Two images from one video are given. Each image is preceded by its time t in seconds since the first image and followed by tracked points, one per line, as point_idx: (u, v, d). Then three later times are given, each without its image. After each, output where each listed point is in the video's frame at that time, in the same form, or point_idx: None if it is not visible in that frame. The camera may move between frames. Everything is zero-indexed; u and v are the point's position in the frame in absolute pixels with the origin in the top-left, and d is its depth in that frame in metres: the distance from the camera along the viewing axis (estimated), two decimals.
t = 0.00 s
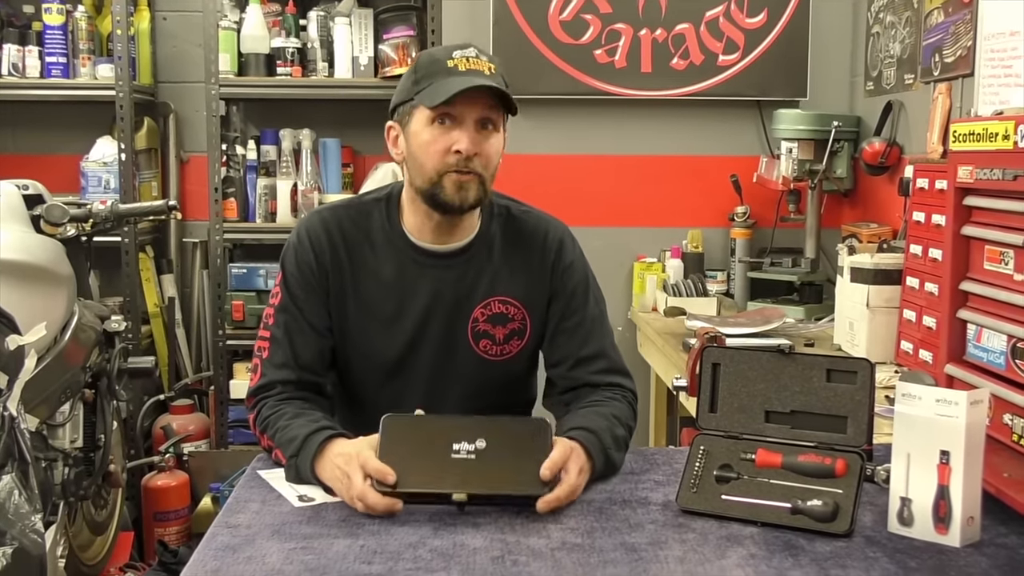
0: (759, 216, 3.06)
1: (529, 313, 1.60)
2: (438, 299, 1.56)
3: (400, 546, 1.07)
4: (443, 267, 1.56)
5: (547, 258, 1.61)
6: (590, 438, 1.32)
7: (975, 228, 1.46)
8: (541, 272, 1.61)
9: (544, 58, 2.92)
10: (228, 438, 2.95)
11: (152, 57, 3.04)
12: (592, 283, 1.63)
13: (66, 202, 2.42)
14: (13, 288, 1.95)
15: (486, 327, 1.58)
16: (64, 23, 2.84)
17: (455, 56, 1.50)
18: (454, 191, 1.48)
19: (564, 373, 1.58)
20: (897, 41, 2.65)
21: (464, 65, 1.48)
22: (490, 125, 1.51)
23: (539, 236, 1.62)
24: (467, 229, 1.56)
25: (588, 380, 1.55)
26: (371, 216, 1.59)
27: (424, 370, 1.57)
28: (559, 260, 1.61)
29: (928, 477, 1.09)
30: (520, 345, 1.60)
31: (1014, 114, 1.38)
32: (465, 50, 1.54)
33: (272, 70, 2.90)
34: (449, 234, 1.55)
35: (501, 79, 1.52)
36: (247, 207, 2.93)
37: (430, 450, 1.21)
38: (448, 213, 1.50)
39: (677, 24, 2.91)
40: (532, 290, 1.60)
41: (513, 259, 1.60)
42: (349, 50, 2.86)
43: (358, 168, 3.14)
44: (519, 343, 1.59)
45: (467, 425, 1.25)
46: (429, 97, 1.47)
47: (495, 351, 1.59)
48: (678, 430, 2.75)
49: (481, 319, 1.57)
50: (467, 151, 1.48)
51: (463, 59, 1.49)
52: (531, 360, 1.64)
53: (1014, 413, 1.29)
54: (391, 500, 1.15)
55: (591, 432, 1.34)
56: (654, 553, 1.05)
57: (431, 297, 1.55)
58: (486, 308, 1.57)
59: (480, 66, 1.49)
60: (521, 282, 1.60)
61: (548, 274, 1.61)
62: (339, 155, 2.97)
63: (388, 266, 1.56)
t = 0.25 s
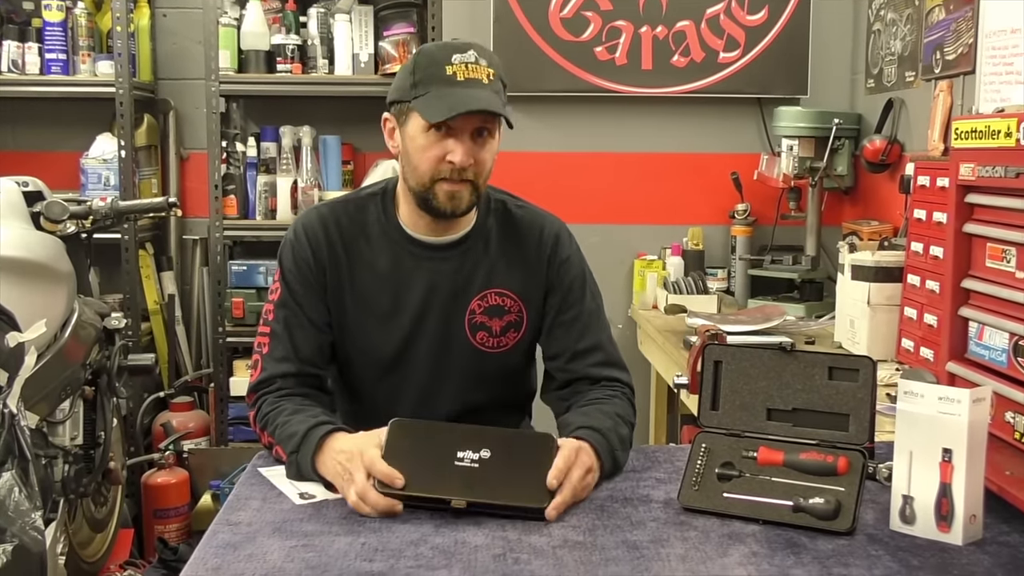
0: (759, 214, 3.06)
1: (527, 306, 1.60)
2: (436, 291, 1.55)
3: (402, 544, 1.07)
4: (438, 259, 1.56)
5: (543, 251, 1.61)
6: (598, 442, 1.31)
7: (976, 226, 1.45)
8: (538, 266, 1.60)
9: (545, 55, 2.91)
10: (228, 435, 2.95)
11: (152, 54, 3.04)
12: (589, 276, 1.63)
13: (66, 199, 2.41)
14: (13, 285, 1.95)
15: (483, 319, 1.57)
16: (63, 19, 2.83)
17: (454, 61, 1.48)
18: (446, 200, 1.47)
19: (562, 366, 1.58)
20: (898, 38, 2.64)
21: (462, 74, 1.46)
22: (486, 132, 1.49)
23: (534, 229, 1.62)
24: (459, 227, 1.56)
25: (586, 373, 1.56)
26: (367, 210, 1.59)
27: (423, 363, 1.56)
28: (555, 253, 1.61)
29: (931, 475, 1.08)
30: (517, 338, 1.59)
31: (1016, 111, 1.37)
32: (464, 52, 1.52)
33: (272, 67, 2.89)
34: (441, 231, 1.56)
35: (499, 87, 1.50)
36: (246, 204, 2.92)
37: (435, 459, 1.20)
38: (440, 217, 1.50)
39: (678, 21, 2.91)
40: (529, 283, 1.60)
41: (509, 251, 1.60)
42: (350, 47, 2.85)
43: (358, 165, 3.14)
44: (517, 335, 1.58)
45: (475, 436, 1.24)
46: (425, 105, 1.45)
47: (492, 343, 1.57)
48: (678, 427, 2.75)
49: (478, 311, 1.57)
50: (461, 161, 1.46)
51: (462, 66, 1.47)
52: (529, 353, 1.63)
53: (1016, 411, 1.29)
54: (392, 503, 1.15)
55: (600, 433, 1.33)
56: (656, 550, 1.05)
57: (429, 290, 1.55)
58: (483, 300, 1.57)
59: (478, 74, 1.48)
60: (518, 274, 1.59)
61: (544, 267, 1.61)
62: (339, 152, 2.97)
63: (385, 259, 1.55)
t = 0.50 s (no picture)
0: (760, 211, 3.05)
1: (521, 297, 1.60)
2: (433, 284, 1.55)
3: (403, 542, 1.07)
4: (432, 250, 1.56)
5: (537, 242, 1.61)
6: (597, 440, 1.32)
7: (978, 224, 1.45)
8: (531, 258, 1.61)
9: (545, 53, 2.91)
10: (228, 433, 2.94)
11: (151, 51, 3.03)
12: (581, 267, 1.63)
13: (65, 197, 2.41)
14: (13, 283, 1.95)
15: (479, 310, 1.57)
16: (63, 17, 2.83)
17: (451, 51, 1.50)
18: (445, 185, 1.48)
19: (551, 357, 1.58)
20: (899, 36, 2.64)
21: (461, 62, 1.48)
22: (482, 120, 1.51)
23: (528, 222, 1.62)
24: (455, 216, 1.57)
25: (574, 363, 1.55)
26: (364, 207, 1.59)
27: (422, 357, 1.56)
28: (549, 245, 1.62)
29: (933, 473, 1.08)
30: (510, 329, 1.59)
31: (1018, 109, 1.37)
32: (460, 44, 1.54)
33: (272, 64, 2.89)
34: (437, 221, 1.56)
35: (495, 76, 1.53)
36: (246, 202, 2.93)
37: (439, 463, 1.21)
38: (438, 204, 1.51)
39: (678, 18, 2.90)
40: (523, 275, 1.60)
41: (503, 244, 1.60)
42: (350, 44, 2.85)
43: (358, 162, 3.14)
44: (509, 326, 1.58)
45: (479, 445, 1.26)
46: (425, 92, 1.47)
47: (488, 334, 1.57)
48: (678, 425, 2.75)
49: (475, 302, 1.57)
50: (460, 147, 1.48)
51: (459, 55, 1.49)
52: (524, 345, 1.63)
53: (1018, 409, 1.29)
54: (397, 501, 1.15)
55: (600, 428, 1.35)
56: (658, 549, 1.05)
57: (427, 283, 1.55)
58: (478, 291, 1.57)
59: (475, 63, 1.50)
60: (513, 266, 1.60)
61: (537, 258, 1.61)
62: (340, 150, 2.97)
63: (382, 254, 1.56)
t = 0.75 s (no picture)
0: (759, 210, 3.05)
1: (521, 288, 1.61)
2: (437, 274, 1.56)
3: (402, 541, 1.06)
4: (437, 239, 1.56)
5: (535, 234, 1.63)
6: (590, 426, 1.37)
7: (978, 223, 1.45)
8: (530, 249, 1.63)
9: (545, 51, 2.91)
10: (227, 431, 2.92)
11: (151, 50, 3.03)
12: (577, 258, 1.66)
13: (64, 195, 2.41)
14: (12, 282, 1.95)
15: (482, 299, 1.58)
16: (62, 15, 2.83)
17: (471, 48, 1.52)
18: (467, 180, 1.50)
19: (546, 347, 1.60)
20: (899, 34, 2.64)
21: (485, 59, 1.50)
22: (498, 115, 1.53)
23: (526, 214, 1.65)
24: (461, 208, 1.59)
25: (569, 353, 1.58)
26: (365, 204, 1.59)
27: (426, 349, 1.56)
28: (547, 236, 1.64)
29: (933, 472, 1.08)
30: (510, 318, 1.60)
31: (1019, 108, 1.37)
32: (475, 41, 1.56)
33: (272, 63, 2.89)
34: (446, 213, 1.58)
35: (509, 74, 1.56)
36: (245, 200, 2.94)
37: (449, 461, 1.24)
38: (455, 198, 1.53)
39: (678, 17, 2.90)
40: (523, 266, 1.62)
41: (503, 236, 1.62)
42: (349, 43, 2.85)
43: (357, 161, 3.13)
44: (509, 316, 1.60)
45: (485, 449, 1.28)
46: (453, 86, 1.47)
47: (491, 323, 1.58)
48: (678, 424, 2.75)
49: (478, 291, 1.58)
50: (485, 142, 1.49)
51: (481, 52, 1.51)
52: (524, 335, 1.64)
53: (1018, 408, 1.29)
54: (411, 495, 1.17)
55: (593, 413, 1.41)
56: (658, 548, 1.05)
57: (430, 276, 1.55)
58: (481, 281, 1.58)
59: (494, 61, 1.53)
60: (513, 257, 1.61)
61: (537, 250, 1.63)
62: (339, 149, 2.96)
63: (384, 248, 1.56)
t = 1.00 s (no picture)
0: (758, 209, 3.05)
1: (530, 288, 1.68)
2: (447, 268, 1.61)
3: (401, 541, 1.07)
4: (449, 234, 1.62)
5: (544, 235, 1.71)
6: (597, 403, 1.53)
7: (977, 223, 1.45)
8: (539, 250, 1.70)
9: (544, 51, 2.91)
10: (226, 430, 2.91)
11: (150, 49, 3.03)
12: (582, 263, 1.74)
13: (62, 194, 2.40)
14: (12, 281, 1.95)
15: (491, 295, 1.64)
16: (61, 13, 2.82)
17: (494, 49, 1.57)
18: (486, 177, 1.56)
19: (557, 346, 1.70)
20: (898, 34, 2.64)
21: (508, 61, 1.56)
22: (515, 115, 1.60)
23: (536, 217, 1.72)
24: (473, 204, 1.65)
25: (578, 352, 1.68)
26: (375, 194, 1.64)
27: (432, 339, 1.61)
28: (556, 239, 1.72)
29: (932, 472, 1.08)
30: (516, 315, 1.66)
31: (1018, 108, 1.37)
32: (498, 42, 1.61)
33: (271, 62, 2.88)
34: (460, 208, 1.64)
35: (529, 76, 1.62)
36: (244, 199, 2.94)
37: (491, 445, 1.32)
38: (472, 194, 1.59)
39: (677, 16, 2.90)
40: (532, 266, 1.69)
41: (512, 235, 1.69)
42: (348, 42, 2.85)
43: (356, 160, 3.13)
44: (515, 313, 1.66)
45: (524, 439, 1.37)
46: (477, 86, 1.52)
47: (499, 319, 1.64)
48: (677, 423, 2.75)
49: (487, 287, 1.64)
50: (504, 142, 1.56)
51: (504, 54, 1.57)
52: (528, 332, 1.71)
53: (1016, 408, 1.29)
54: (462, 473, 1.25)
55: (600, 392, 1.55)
56: (656, 548, 1.05)
57: (440, 268, 1.61)
58: (490, 277, 1.64)
59: (516, 63, 1.58)
60: (521, 255, 1.68)
61: (544, 250, 1.70)
62: (338, 148, 2.96)
63: (395, 239, 1.61)
